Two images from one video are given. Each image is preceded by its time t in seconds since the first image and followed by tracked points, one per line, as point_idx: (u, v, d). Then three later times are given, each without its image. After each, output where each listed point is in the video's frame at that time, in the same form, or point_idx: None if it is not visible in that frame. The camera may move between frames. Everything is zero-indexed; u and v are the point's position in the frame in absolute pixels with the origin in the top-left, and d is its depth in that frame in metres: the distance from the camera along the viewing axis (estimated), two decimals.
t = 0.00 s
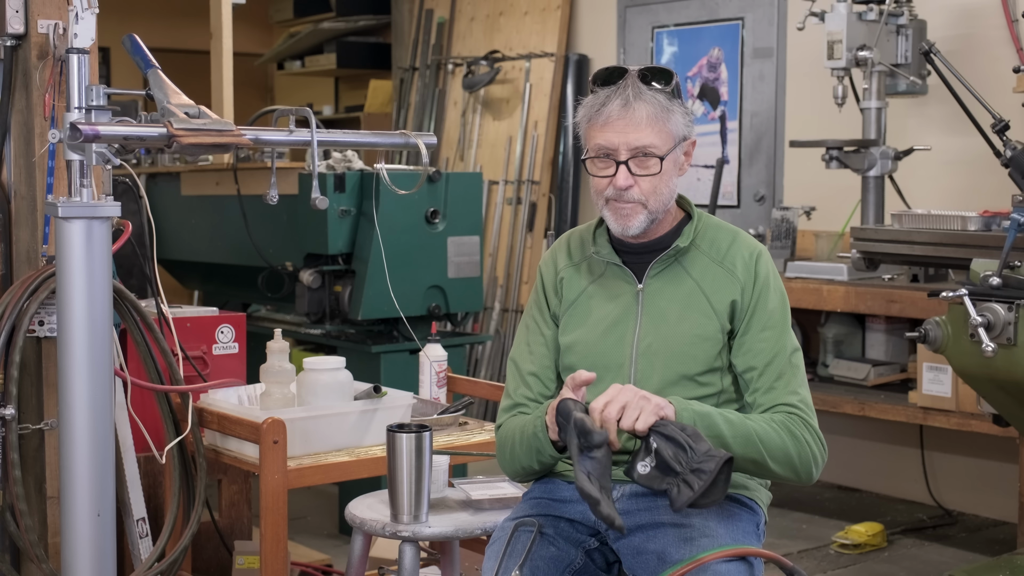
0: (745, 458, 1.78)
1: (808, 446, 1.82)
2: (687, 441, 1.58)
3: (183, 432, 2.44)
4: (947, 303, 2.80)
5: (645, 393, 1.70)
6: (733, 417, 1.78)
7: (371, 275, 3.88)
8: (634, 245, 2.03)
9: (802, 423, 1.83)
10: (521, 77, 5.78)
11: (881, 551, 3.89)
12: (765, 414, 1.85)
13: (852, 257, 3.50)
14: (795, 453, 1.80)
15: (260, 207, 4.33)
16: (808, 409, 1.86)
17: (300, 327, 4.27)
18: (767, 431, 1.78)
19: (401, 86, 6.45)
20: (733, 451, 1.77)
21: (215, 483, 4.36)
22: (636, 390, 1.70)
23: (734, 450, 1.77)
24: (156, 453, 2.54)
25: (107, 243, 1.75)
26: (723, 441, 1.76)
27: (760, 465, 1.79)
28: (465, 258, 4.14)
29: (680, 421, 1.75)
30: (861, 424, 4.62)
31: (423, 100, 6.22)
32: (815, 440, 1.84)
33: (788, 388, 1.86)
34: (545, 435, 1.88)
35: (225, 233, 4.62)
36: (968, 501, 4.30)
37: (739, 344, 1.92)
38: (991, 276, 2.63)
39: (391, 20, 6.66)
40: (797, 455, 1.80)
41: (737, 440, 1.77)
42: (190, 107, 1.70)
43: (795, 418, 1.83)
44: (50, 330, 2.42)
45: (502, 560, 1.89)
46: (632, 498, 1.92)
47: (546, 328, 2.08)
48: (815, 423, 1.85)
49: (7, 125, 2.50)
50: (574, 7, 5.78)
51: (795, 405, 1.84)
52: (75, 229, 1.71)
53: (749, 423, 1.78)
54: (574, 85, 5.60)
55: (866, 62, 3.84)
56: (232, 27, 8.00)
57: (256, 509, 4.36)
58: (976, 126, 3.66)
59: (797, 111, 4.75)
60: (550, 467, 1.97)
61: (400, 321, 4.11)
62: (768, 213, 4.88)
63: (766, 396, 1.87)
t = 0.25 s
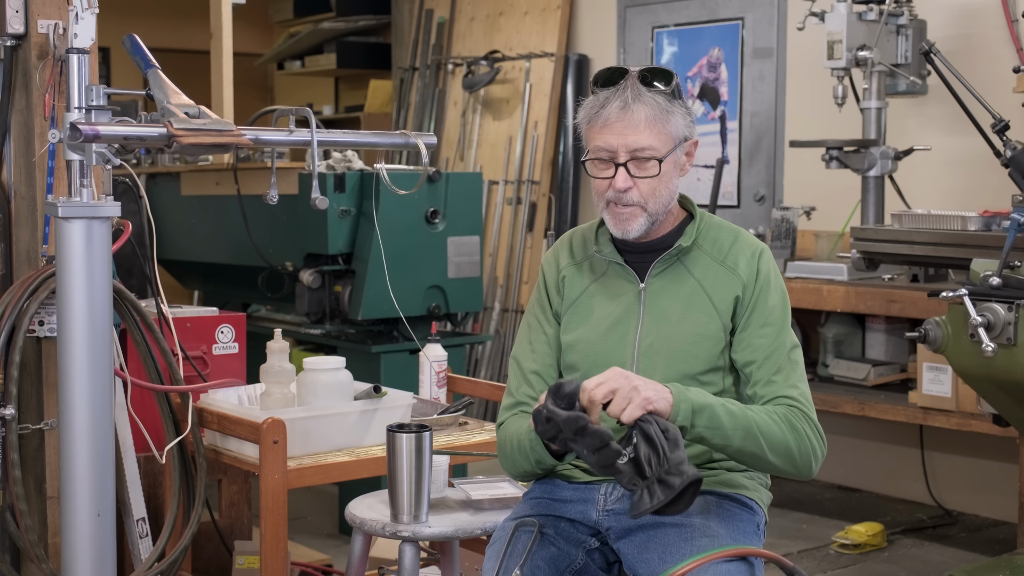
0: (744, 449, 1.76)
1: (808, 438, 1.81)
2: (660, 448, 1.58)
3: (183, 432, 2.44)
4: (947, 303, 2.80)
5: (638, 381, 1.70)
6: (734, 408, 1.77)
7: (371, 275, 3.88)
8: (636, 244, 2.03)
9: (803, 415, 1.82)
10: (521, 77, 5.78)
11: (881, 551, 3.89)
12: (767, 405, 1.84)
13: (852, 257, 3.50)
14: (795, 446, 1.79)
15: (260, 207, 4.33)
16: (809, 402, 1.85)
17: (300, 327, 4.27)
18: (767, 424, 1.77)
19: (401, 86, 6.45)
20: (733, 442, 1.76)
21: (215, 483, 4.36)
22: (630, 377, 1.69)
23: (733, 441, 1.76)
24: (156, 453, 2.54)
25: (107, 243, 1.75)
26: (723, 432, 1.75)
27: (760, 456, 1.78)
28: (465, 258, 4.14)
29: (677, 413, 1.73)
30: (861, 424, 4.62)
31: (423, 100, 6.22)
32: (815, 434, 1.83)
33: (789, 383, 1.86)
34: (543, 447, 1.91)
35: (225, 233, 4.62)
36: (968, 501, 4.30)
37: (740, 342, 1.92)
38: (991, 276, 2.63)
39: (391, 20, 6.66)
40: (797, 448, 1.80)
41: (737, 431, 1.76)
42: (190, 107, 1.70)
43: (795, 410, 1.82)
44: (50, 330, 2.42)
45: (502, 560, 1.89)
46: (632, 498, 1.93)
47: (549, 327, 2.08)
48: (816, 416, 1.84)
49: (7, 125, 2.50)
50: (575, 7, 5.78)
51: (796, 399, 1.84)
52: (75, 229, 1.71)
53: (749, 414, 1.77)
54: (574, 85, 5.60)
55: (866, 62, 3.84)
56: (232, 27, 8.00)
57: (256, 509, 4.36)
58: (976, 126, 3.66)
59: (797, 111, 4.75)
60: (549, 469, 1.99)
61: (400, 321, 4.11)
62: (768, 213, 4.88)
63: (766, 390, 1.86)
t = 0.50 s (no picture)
0: (738, 446, 1.77)
1: (804, 436, 1.81)
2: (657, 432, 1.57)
3: (183, 432, 2.44)
4: (948, 303, 2.80)
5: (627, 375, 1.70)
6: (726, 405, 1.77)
7: (371, 275, 3.88)
8: (636, 243, 2.03)
9: (798, 413, 1.82)
10: (521, 77, 5.78)
11: (881, 551, 3.89)
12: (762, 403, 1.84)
13: (852, 257, 3.50)
14: (790, 444, 1.79)
15: (260, 207, 4.33)
16: (806, 400, 1.85)
17: (300, 327, 4.27)
18: (762, 421, 1.77)
19: (401, 86, 6.45)
20: (726, 439, 1.76)
21: (215, 483, 4.36)
22: (619, 373, 1.69)
23: (726, 438, 1.76)
24: (156, 453, 2.54)
25: (107, 243, 1.75)
26: (716, 428, 1.75)
27: (755, 453, 1.78)
28: (465, 258, 4.14)
29: (670, 409, 1.73)
30: (861, 424, 4.62)
31: (423, 100, 6.22)
32: (812, 432, 1.83)
33: (786, 381, 1.86)
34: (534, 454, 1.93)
35: (225, 233, 4.62)
36: (968, 501, 4.30)
37: (739, 340, 1.92)
38: (991, 276, 2.63)
39: (391, 20, 6.66)
40: (793, 445, 1.80)
41: (730, 428, 1.76)
42: (190, 107, 1.70)
43: (790, 408, 1.82)
44: (50, 330, 2.42)
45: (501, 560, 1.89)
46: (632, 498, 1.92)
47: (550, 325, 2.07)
48: (812, 415, 1.84)
49: (7, 125, 2.50)
50: (575, 7, 5.78)
51: (792, 397, 1.84)
52: (75, 229, 1.71)
53: (743, 411, 1.77)
54: (574, 85, 5.60)
55: (866, 62, 3.84)
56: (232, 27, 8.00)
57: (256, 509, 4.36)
58: (976, 126, 3.66)
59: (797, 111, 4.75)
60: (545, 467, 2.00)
61: (400, 321, 4.11)
62: (768, 213, 4.88)
63: (762, 388, 1.87)
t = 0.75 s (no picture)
0: (727, 447, 1.76)
1: (797, 436, 1.80)
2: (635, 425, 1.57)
3: (183, 432, 2.44)
4: (947, 303, 2.80)
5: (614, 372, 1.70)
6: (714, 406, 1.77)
7: (371, 275, 3.88)
8: (635, 244, 2.03)
9: (791, 413, 1.81)
10: (521, 77, 5.78)
11: (881, 551, 3.89)
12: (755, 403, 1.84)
13: (852, 257, 3.50)
14: (782, 444, 1.79)
15: (260, 207, 4.33)
16: (801, 399, 1.85)
17: (300, 327, 4.27)
18: (751, 422, 1.77)
19: (401, 86, 6.45)
20: (714, 440, 1.76)
21: (214, 482, 4.36)
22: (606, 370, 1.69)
23: (714, 440, 1.75)
24: (156, 453, 2.54)
25: (107, 243, 1.75)
26: (703, 431, 1.75)
27: (744, 453, 1.77)
28: (465, 258, 4.14)
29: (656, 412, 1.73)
30: (861, 424, 4.62)
31: (423, 100, 6.22)
32: (806, 432, 1.82)
33: (782, 380, 1.85)
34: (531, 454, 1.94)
35: (225, 233, 4.62)
36: (968, 501, 4.30)
37: (736, 338, 1.92)
38: (991, 276, 2.63)
39: (391, 19, 6.66)
40: (785, 444, 1.79)
41: (717, 431, 1.75)
42: (190, 107, 1.70)
43: (784, 408, 1.81)
44: (50, 330, 2.42)
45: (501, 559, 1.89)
46: (631, 497, 1.92)
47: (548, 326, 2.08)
48: (807, 414, 1.83)
49: (7, 125, 2.50)
50: (575, 7, 5.78)
51: (786, 396, 1.83)
52: (75, 229, 1.71)
53: (731, 412, 1.77)
54: (574, 85, 5.60)
55: (866, 62, 3.84)
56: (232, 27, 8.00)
57: (256, 509, 4.36)
58: (976, 126, 3.66)
59: (797, 111, 4.75)
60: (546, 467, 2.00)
61: (400, 321, 4.11)
62: (768, 213, 4.88)
63: (757, 386, 1.86)
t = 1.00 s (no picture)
0: (721, 445, 1.76)
1: (793, 435, 1.80)
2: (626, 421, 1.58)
3: (183, 432, 2.44)
4: (947, 303, 2.80)
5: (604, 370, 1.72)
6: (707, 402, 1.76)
7: (371, 275, 3.88)
8: (634, 244, 2.03)
9: (787, 412, 1.81)
10: (521, 77, 5.78)
11: (881, 551, 3.89)
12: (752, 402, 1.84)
13: (852, 257, 3.50)
14: (777, 443, 1.78)
15: (260, 207, 4.33)
16: (798, 399, 1.84)
17: (300, 327, 4.27)
18: (746, 420, 1.77)
19: (401, 86, 6.45)
20: (708, 438, 1.76)
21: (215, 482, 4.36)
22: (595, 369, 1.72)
23: (708, 437, 1.75)
24: (156, 453, 2.54)
25: (108, 243, 1.75)
26: (697, 427, 1.75)
27: (739, 450, 1.77)
28: (465, 258, 4.14)
29: (648, 408, 1.73)
30: (861, 424, 4.62)
31: (423, 100, 6.22)
32: (802, 432, 1.82)
33: (780, 380, 1.85)
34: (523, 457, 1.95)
35: (225, 233, 4.62)
36: (968, 501, 4.30)
37: (734, 338, 1.92)
38: (991, 276, 2.63)
39: (391, 20, 6.66)
40: (779, 443, 1.78)
41: (711, 428, 1.75)
42: (190, 107, 1.70)
43: (780, 407, 1.81)
44: (50, 330, 2.42)
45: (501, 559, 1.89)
46: (631, 498, 1.92)
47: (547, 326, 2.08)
48: (803, 414, 1.83)
49: (7, 125, 2.50)
50: (575, 7, 5.78)
51: (782, 395, 1.83)
52: (75, 229, 1.71)
53: (726, 410, 1.77)
54: (574, 85, 5.60)
55: (866, 62, 3.84)
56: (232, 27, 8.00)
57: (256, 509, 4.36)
58: (976, 126, 3.66)
59: (797, 111, 4.75)
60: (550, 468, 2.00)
61: (400, 321, 4.11)
62: (768, 213, 4.88)
63: (753, 385, 1.86)
